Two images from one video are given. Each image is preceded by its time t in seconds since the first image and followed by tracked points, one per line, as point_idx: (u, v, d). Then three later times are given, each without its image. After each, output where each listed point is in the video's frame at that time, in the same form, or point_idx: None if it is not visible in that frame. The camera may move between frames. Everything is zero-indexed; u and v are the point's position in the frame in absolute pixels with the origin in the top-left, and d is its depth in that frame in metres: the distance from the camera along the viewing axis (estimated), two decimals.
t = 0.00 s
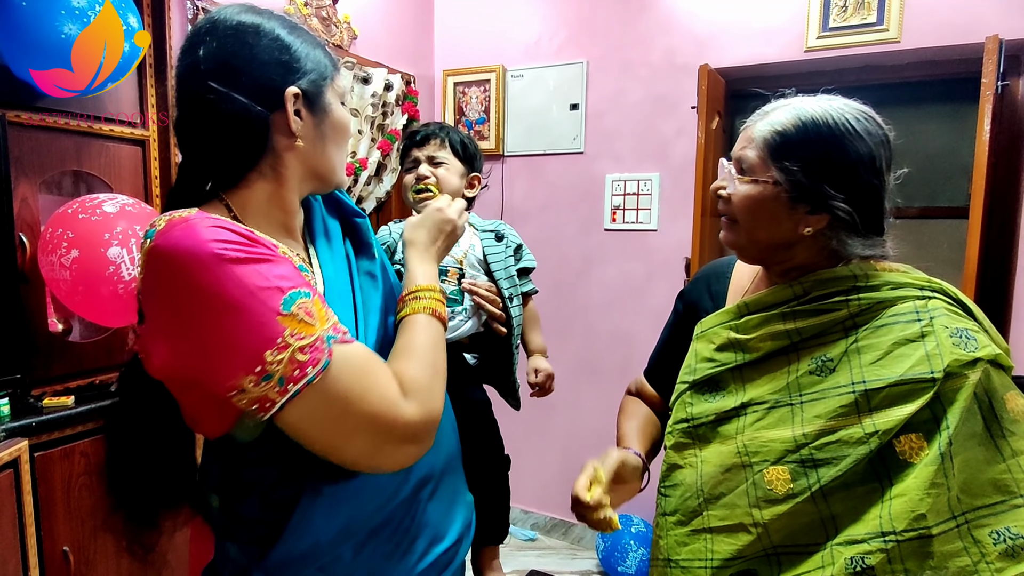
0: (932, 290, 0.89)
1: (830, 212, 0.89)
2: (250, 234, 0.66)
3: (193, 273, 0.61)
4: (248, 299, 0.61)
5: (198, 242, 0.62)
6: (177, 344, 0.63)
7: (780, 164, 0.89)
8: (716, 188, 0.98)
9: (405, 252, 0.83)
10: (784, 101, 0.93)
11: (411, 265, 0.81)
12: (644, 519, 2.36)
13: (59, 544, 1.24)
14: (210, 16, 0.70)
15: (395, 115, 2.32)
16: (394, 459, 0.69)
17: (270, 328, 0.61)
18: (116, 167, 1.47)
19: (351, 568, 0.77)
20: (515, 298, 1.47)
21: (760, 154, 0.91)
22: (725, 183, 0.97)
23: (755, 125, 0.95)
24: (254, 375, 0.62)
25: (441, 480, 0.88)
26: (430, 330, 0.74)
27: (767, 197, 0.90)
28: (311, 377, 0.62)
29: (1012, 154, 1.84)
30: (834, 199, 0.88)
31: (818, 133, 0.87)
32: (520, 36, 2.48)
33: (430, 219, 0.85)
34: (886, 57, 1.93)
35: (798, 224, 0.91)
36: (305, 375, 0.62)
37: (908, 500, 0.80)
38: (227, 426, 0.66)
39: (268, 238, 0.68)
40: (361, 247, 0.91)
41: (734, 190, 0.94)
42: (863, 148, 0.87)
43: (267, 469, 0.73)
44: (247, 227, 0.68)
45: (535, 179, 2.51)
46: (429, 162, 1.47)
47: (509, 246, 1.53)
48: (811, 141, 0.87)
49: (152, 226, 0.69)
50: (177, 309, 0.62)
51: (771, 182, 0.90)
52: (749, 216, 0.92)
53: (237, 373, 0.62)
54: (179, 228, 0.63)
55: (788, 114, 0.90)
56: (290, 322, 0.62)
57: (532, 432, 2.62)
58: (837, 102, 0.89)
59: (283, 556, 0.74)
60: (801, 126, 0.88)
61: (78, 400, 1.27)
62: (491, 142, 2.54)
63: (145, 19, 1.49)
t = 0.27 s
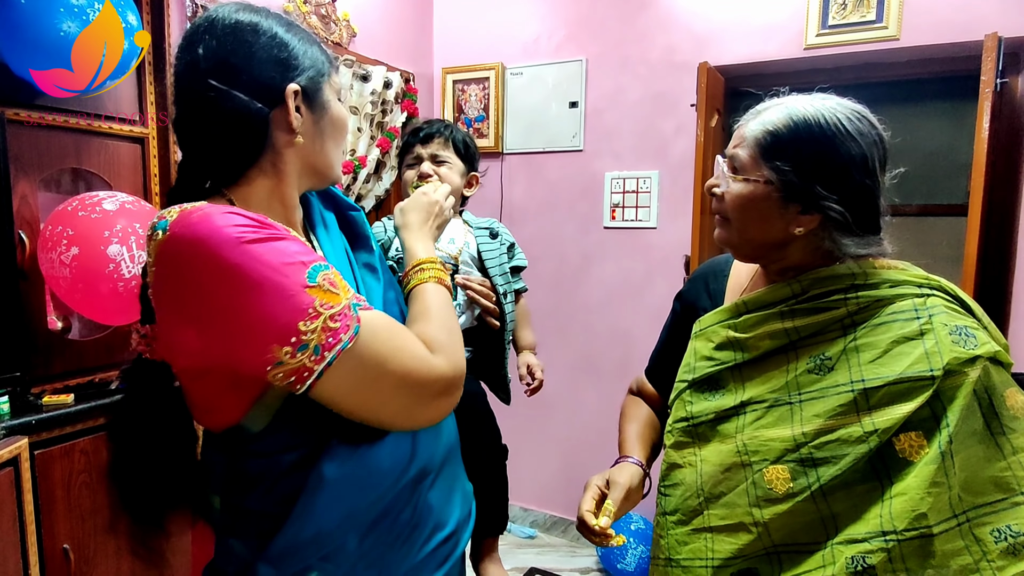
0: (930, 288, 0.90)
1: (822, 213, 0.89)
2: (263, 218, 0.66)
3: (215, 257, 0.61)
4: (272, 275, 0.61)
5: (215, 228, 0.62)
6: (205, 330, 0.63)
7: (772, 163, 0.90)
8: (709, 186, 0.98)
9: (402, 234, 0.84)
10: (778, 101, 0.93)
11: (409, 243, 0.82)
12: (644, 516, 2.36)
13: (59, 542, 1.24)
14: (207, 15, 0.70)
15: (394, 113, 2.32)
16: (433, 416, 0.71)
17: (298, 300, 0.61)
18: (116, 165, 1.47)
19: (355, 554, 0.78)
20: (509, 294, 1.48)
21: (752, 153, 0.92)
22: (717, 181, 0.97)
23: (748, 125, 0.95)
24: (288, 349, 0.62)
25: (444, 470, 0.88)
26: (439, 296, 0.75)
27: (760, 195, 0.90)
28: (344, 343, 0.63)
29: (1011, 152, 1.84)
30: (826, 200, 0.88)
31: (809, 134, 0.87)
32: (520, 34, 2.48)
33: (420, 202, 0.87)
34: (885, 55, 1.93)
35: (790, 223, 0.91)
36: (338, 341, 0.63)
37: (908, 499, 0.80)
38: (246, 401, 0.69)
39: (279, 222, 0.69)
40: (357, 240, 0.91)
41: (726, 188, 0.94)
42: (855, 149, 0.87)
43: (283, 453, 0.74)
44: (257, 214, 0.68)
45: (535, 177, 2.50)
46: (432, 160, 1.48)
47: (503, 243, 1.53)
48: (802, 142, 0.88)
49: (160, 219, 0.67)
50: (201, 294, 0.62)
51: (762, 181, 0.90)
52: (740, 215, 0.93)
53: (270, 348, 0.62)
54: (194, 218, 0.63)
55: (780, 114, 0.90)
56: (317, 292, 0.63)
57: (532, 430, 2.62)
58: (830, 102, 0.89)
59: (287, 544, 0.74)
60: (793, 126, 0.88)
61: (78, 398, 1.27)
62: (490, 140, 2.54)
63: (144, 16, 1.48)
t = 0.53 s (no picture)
0: (927, 288, 0.90)
1: (816, 215, 0.90)
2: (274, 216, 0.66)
3: (229, 254, 0.61)
4: (290, 270, 0.62)
5: (228, 226, 0.62)
6: (221, 326, 0.63)
7: (767, 167, 0.90)
8: (706, 188, 0.99)
9: (403, 232, 0.85)
10: (773, 105, 0.93)
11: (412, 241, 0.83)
12: (643, 515, 2.37)
13: (61, 541, 1.25)
14: (207, 17, 0.71)
15: (394, 112, 2.32)
16: (443, 406, 0.72)
17: (315, 294, 0.62)
18: (116, 165, 1.47)
19: (357, 546, 0.79)
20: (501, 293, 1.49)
21: (747, 157, 0.93)
22: (714, 184, 0.98)
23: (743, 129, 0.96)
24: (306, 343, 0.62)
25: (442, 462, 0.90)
26: (441, 289, 0.76)
27: (753, 199, 0.91)
28: (360, 336, 0.63)
29: (1009, 151, 1.85)
30: (820, 203, 0.89)
31: (802, 138, 0.88)
32: (519, 34, 2.48)
33: (421, 202, 0.88)
34: (884, 55, 1.94)
35: (784, 226, 0.91)
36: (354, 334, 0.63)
37: (905, 497, 0.81)
38: (259, 396, 0.69)
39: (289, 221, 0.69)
40: (355, 240, 0.91)
41: (722, 191, 0.95)
42: (848, 152, 0.87)
43: (290, 448, 0.74)
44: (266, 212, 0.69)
45: (534, 177, 2.51)
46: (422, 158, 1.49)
47: (495, 244, 1.54)
48: (795, 146, 0.88)
49: (171, 218, 0.66)
50: (217, 290, 0.62)
51: (756, 184, 0.91)
52: (736, 217, 0.94)
53: (289, 342, 0.62)
54: (208, 215, 0.63)
55: (774, 118, 0.91)
56: (332, 287, 0.63)
57: (531, 429, 2.63)
58: (824, 106, 0.90)
59: (290, 536, 0.74)
60: (786, 130, 0.89)
61: (79, 399, 1.27)
62: (490, 139, 2.54)
63: (144, 17, 1.49)
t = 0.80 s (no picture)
0: (924, 287, 0.90)
1: (815, 216, 0.90)
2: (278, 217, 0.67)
3: (236, 254, 0.62)
4: (295, 270, 0.62)
5: (234, 227, 0.63)
6: (227, 325, 0.64)
7: (766, 168, 0.91)
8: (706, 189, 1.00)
9: (394, 233, 0.85)
10: (771, 107, 0.94)
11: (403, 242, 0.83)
12: (643, 514, 2.37)
13: (63, 541, 1.25)
14: (203, 21, 0.71)
15: (394, 113, 2.33)
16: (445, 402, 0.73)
17: (321, 293, 0.63)
18: (118, 165, 1.48)
19: (357, 541, 0.79)
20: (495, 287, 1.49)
21: (746, 159, 0.93)
22: (714, 185, 0.99)
23: (743, 131, 0.96)
24: (313, 341, 0.63)
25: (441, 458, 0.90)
26: (438, 289, 0.77)
27: (753, 200, 0.92)
28: (365, 333, 0.64)
29: (1008, 151, 1.85)
30: (818, 204, 0.89)
31: (801, 141, 0.88)
32: (519, 34, 2.48)
33: (410, 201, 0.88)
34: (883, 56, 1.94)
35: (784, 226, 0.92)
36: (360, 332, 0.64)
37: (902, 492, 0.81)
38: (263, 394, 0.70)
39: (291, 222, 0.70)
40: (350, 239, 0.91)
41: (723, 192, 0.96)
42: (847, 154, 0.88)
43: (293, 445, 0.74)
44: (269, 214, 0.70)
45: (534, 177, 2.51)
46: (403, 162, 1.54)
47: (489, 239, 1.55)
48: (793, 149, 0.89)
49: (176, 220, 0.66)
50: (223, 290, 0.63)
51: (756, 185, 0.92)
52: (736, 217, 0.94)
53: (295, 341, 0.63)
54: (213, 217, 0.63)
55: (772, 121, 0.91)
56: (337, 286, 0.64)
57: (531, 428, 2.63)
58: (823, 108, 0.90)
59: (292, 531, 0.75)
60: (785, 133, 0.89)
61: (81, 399, 1.27)
62: (490, 139, 2.54)
63: (146, 18, 1.49)
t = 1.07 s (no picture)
0: (917, 286, 0.91)
1: (811, 216, 0.91)
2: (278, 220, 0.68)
3: (238, 257, 0.62)
4: (296, 275, 0.63)
5: (236, 229, 0.63)
6: (228, 327, 0.64)
7: (764, 168, 0.92)
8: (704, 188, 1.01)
9: (394, 234, 0.85)
10: (768, 109, 0.95)
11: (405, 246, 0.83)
12: (642, 514, 2.38)
13: (64, 541, 1.25)
14: (197, 26, 0.71)
15: (393, 114, 2.33)
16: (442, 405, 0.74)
17: (321, 298, 0.63)
18: (118, 166, 1.48)
19: (356, 535, 0.80)
20: (484, 282, 1.49)
21: (745, 159, 0.94)
22: (713, 184, 1.00)
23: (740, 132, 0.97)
24: (314, 345, 0.64)
25: (438, 452, 0.91)
26: (438, 291, 0.78)
27: (750, 199, 0.92)
28: (364, 338, 0.65)
29: (1006, 152, 1.86)
30: (814, 203, 0.90)
31: (798, 142, 0.89)
32: (518, 35, 2.49)
33: (410, 201, 0.88)
34: (881, 56, 1.95)
35: (780, 225, 0.92)
36: (360, 337, 0.65)
37: (895, 486, 0.82)
38: (264, 395, 0.70)
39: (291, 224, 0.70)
40: (347, 238, 0.91)
41: (721, 191, 0.97)
42: (843, 155, 0.88)
43: (294, 445, 0.75)
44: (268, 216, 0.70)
45: (533, 177, 2.52)
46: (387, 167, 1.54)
47: (478, 235, 1.56)
48: (789, 150, 0.89)
49: (177, 222, 0.67)
50: (225, 293, 0.63)
51: (754, 185, 0.92)
52: (734, 216, 0.95)
53: (295, 346, 0.64)
54: (215, 220, 0.64)
55: (771, 122, 0.92)
56: (337, 291, 0.65)
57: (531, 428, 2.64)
58: (820, 111, 0.91)
59: (290, 528, 0.75)
60: (784, 133, 0.90)
61: (82, 399, 1.28)
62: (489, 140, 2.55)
63: (146, 19, 1.50)
